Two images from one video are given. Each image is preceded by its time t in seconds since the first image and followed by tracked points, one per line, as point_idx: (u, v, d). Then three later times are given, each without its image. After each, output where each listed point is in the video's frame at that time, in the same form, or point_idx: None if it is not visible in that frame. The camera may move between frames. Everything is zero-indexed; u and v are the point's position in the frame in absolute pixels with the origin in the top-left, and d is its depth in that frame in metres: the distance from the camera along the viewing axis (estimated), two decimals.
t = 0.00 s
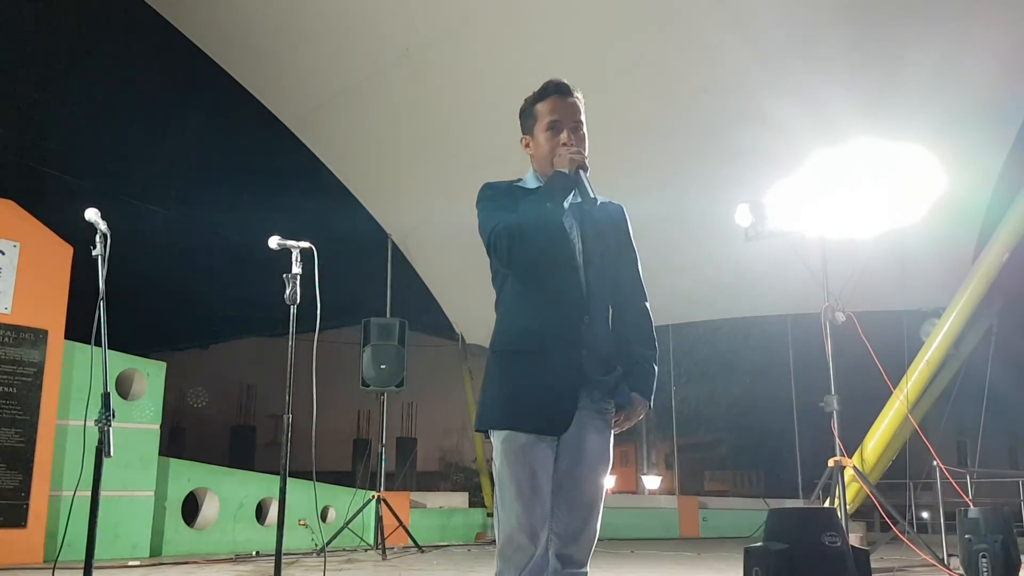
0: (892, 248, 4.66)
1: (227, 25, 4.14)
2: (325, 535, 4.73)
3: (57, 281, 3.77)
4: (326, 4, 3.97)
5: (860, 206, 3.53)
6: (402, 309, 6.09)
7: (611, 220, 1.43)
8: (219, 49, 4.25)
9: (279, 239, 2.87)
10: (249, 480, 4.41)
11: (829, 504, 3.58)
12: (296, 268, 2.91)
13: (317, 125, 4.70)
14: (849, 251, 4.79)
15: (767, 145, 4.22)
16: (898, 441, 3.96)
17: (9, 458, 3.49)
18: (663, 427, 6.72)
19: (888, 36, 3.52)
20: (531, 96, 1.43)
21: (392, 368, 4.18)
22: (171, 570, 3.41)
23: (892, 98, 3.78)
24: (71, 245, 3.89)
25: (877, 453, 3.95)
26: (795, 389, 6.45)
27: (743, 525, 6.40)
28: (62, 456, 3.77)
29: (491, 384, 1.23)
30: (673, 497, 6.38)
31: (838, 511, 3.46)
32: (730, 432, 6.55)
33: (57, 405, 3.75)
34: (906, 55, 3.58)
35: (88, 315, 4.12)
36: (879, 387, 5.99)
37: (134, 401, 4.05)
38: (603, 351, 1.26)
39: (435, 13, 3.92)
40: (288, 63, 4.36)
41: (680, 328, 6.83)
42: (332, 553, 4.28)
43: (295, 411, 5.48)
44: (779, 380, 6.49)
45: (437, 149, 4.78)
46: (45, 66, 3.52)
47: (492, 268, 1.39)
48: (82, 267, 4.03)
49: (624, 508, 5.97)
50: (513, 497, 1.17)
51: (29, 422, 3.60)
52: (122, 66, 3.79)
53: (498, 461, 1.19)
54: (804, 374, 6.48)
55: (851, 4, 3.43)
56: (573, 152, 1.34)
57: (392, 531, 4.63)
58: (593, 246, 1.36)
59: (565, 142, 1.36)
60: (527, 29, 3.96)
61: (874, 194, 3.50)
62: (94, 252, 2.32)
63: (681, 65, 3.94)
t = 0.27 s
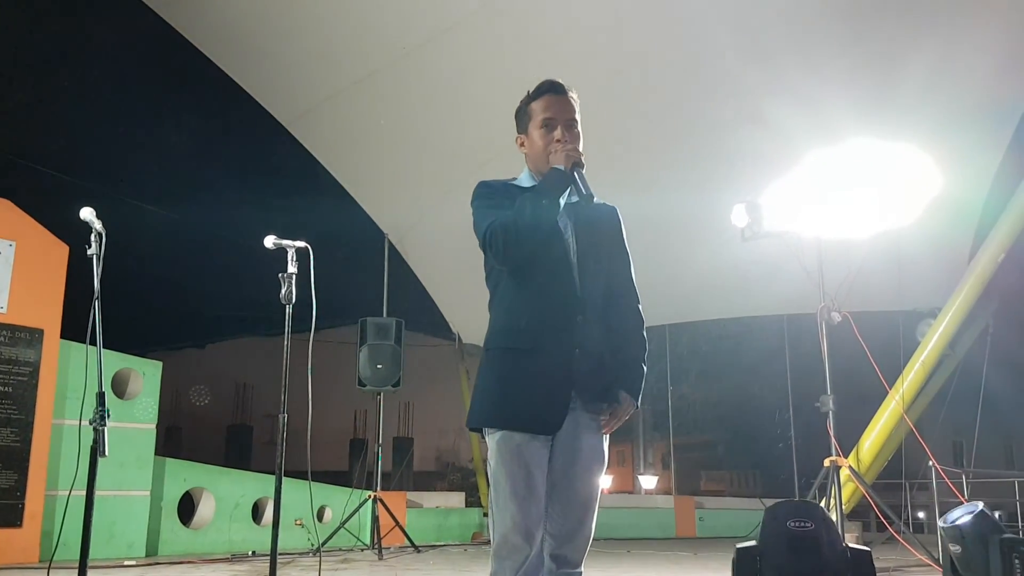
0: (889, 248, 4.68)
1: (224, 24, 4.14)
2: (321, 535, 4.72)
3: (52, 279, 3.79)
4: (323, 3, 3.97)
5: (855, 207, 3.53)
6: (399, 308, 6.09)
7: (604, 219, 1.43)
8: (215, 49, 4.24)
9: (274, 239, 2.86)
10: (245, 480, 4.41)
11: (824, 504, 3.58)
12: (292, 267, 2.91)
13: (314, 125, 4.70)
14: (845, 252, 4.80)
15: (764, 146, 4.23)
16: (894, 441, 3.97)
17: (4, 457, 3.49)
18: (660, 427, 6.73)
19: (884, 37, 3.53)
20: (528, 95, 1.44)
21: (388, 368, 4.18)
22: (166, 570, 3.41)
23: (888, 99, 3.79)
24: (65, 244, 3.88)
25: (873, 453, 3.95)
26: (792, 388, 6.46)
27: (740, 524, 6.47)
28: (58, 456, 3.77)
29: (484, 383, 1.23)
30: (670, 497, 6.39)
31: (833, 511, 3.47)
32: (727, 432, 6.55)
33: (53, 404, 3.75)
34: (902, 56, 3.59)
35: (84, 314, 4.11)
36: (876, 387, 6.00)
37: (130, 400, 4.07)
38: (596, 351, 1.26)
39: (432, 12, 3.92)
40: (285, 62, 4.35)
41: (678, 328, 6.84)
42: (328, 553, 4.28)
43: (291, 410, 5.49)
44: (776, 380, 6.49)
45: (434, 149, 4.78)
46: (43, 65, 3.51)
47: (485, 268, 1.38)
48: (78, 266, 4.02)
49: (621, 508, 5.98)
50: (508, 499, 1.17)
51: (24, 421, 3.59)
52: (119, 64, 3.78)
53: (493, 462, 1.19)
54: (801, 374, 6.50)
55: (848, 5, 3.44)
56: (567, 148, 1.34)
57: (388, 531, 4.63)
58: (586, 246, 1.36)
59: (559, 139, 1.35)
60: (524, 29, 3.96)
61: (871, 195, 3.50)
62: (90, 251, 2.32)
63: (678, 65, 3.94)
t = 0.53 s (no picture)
0: (884, 248, 4.69)
1: (220, 23, 4.13)
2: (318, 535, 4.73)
3: (49, 279, 3.74)
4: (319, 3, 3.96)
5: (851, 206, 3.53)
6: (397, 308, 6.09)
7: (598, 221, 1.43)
8: (212, 48, 4.24)
9: (270, 239, 2.86)
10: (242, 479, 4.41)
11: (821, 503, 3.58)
12: (287, 267, 2.91)
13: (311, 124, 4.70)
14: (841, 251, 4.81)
15: (760, 146, 4.23)
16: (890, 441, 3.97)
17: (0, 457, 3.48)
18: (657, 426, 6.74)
19: (881, 37, 3.53)
20: (522, 97, 1.45)
21: (385, 368, 4.18)
22: (163, 570, 3.40)
23: (884, 98, 3.79)
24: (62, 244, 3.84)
25: (869, 451, 3.95)
26: (789, 387, 6.47)
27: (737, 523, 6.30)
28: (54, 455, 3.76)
29: (480, 383, 1.22)
30: (667, 496, 6.41)
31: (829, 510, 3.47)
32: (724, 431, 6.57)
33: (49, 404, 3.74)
34: (898, 55, 3.59)
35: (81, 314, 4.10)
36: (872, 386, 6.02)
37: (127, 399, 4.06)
38: (590, 352, 1.27)
39: (428, 11, 3.92)
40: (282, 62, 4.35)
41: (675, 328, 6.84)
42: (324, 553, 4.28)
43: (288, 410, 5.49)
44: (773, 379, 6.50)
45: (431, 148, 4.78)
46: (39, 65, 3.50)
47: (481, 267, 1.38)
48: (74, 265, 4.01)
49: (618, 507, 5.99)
50: (504, 500, 1.16)
51: (20, 421, 3.58)
52: (116, 64, 3.78)
53: (488, 463, 1.19)
54: (797, 373, 6.51)
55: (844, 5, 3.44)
56: (562, 146, 1.34)
57: (385, 531, 4.63)
58: (579, 247, 1.37)
59: (553, 137, 1.36)
60: (521, 29, 3.95)
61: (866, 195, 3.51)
62: (85, 251, 2.31)
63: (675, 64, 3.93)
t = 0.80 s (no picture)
0: (877, 245, 4.69)
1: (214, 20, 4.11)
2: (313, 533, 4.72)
3: (42, 277, 3.75)
4: None
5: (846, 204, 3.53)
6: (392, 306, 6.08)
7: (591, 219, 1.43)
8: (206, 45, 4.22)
9: (264, 236, 2.85)
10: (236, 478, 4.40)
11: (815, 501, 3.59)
12: (281, 264, 2.90)
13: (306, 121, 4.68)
14: (835, 249, 4.82)
15: (755, 144, 4.23)
16: (885, 438, 3.98)
17: None
18: (653, 424, 6.75)
19: (875, 35, 3.53)
20: (517, 94, 1.44)
21: (380, 366, 4.17)
22: (157, 569, 3.39)
23: (879, 96, 3.79)
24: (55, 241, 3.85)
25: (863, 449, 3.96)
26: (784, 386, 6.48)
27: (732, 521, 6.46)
28: (48, 454, 3.76)
29: (473, 380, 1.22)
30: (663, 494, 6.45)
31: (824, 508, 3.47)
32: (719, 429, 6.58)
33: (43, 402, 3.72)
34: (893, 53, 3.59)
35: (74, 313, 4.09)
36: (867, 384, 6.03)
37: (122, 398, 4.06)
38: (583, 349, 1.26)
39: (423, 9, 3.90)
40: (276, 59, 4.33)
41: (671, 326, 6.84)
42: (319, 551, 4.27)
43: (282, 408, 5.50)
44: (768, 378, 6.51)
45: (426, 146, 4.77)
46: (30, 62, 3.48)
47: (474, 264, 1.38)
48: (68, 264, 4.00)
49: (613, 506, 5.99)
50: (497, 497, 1.16)
51: (14, 420, 3.57)
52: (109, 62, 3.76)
53: (482, 461, 1.18)
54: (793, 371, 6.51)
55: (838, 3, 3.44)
56: (556, 144, 1.34)
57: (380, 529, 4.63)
58: (573, 244, 1.37)
59: (547, 133, 1.35)
60: (516, 26, 3.94)
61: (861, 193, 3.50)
62: (77, 249, 2.30)
63: (670, 62, 3.93)
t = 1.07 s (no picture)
0: (875, 243, 4.70)
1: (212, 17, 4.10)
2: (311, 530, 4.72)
3: (41, 273, 3.76)
4: None
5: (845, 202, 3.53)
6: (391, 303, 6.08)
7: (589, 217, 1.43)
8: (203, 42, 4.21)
9: (261, 233, 2.84)
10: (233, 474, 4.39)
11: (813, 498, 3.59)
12: (279, 261, 2.90)
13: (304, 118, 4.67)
14: (832, 246, 4.82)
15: (753, 140, 4.23)
16: (882, 435, 3.98)
17: None
18: (651, 422, 6.75)
19: (874, 33, 3.52)
20: (515, 92, 1.44)
21: (378, 364, 4.17)
22: (155, 566, 3.39)
23: (878, 93, 3.79)
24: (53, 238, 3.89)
25: (861, 446, 3.97)
26: (782, 383, 6.48)
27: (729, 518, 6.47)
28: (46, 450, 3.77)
29: (472, 378, 1.22)
30: (661, 491, 6.46)
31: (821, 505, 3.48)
32: (717, 426, 6.58)
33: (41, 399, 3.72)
34: (891, 51, 3.59)
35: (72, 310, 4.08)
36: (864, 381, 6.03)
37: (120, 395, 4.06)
38: (582, 346, 1.26)
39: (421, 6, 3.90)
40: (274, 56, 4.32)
41: (669, 324, 6.85)
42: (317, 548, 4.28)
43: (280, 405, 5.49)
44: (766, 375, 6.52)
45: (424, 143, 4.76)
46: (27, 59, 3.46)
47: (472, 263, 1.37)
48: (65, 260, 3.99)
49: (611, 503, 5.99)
50: (495, 494, 1.16)
51: (11, 417, 3.56)
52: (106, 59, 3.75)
53: (480, 457, 1.18)
54: (790, 369, 6.52)
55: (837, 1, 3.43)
56: (553, 142, 1.34)
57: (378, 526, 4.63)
58: (571, 242, 1.36)
59: (545, 131, 1.35)
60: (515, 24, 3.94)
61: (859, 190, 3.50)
62: (74, 245, 2.29)
63: (668, 60, 3.92)
